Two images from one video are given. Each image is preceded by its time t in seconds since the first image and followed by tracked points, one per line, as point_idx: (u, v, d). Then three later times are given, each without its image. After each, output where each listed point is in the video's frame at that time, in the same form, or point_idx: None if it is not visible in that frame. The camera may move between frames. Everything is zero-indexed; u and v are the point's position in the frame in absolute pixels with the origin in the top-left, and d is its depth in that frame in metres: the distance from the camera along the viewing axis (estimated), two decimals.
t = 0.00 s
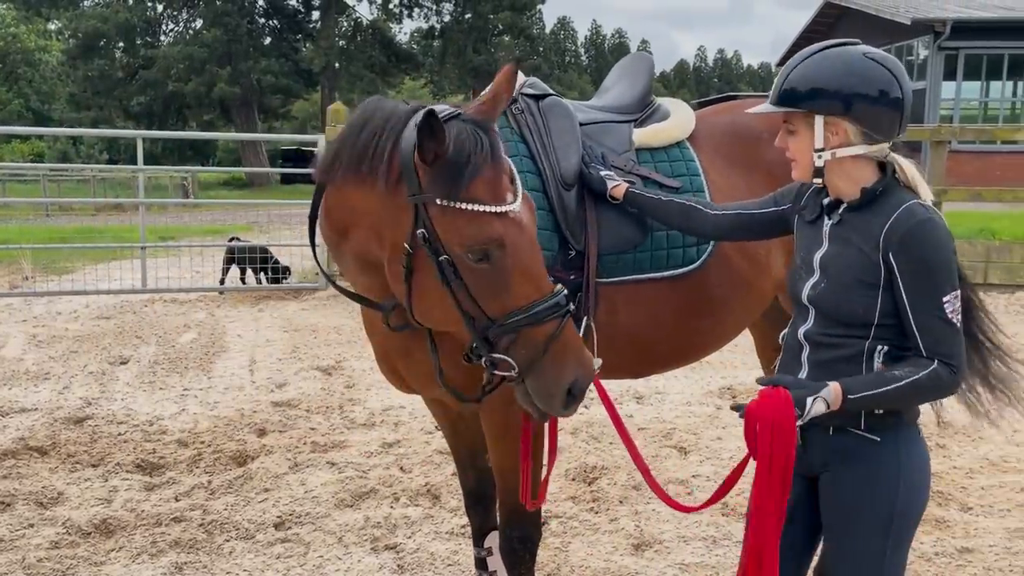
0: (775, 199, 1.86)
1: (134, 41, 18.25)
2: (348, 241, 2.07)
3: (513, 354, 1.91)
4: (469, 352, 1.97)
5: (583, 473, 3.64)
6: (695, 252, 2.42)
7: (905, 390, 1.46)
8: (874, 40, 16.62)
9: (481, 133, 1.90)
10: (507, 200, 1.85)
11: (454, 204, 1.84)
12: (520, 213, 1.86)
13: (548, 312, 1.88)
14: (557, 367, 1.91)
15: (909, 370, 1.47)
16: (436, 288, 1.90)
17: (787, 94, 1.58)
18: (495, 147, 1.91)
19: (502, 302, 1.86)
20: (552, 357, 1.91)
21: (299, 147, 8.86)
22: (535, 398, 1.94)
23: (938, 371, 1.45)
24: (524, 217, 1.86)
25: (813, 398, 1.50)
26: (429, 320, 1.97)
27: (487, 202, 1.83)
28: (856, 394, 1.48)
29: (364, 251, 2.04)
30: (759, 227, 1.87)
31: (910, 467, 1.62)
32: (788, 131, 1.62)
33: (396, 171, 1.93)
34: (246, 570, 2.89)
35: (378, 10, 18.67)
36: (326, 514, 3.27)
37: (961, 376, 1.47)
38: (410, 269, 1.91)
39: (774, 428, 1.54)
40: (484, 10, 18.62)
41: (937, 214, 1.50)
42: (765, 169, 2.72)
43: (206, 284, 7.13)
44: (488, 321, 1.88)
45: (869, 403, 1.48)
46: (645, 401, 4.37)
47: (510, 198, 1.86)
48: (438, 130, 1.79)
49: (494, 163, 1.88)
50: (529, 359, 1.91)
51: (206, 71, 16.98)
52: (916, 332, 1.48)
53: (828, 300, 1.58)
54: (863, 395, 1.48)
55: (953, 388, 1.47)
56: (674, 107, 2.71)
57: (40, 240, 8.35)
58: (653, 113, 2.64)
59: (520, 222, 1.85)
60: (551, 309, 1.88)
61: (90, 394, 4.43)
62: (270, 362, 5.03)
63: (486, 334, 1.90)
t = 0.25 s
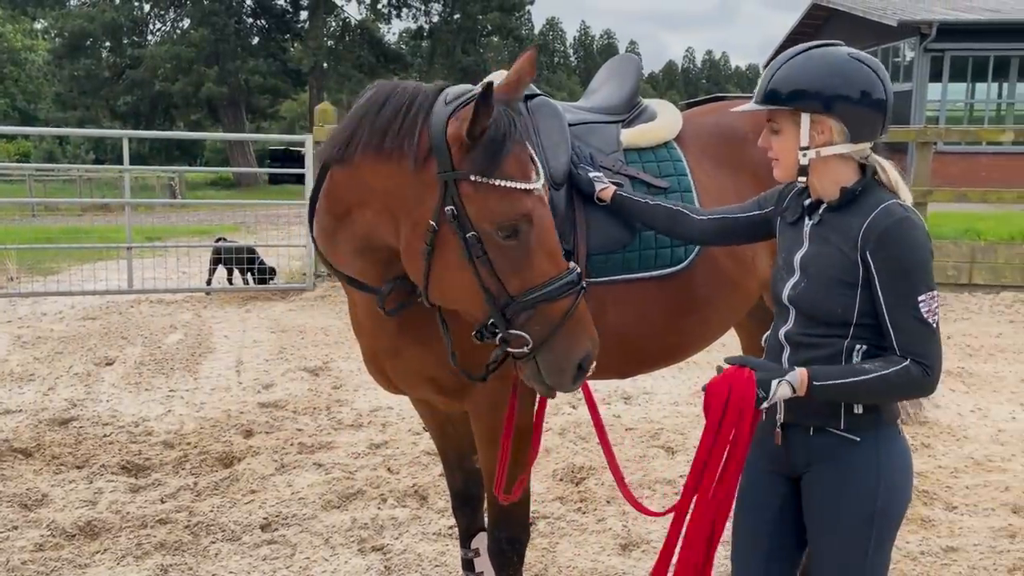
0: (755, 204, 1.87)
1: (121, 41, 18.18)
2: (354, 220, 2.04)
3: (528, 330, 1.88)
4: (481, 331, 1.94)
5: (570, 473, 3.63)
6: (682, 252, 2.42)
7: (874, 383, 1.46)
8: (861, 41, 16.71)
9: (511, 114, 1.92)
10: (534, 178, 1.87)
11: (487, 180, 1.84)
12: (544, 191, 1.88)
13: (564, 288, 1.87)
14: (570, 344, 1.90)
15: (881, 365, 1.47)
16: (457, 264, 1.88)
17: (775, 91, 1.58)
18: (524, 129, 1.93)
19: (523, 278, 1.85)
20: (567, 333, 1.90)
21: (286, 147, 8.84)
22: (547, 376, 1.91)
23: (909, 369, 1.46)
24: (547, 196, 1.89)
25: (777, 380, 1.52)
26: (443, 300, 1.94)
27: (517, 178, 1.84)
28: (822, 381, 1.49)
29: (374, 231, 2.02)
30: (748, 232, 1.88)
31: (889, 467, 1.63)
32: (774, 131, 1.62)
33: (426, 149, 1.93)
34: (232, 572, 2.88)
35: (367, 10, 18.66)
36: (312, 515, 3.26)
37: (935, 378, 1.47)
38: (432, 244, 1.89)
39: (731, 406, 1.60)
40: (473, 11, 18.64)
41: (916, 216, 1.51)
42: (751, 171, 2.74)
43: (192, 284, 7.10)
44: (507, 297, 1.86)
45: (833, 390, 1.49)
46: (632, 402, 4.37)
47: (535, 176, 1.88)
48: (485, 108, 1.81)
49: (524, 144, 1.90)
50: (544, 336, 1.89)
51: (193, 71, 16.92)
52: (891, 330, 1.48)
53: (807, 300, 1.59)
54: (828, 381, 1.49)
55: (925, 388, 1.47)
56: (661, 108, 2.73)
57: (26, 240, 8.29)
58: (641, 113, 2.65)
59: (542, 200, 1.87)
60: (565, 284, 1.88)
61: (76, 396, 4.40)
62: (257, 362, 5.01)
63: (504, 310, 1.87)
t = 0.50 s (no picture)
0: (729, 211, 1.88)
1: (109, 40, 18.10)
2: (357, 211, 2.03)
3: (541, 313, 1.86)
4: (492, 316, 1.90)
5: (559, 474, 3.63)
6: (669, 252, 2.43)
7: (866, 377, 1.47)
8: (849, 42, 16.79)
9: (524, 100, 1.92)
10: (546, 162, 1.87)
11: (506, 164, 1.82)
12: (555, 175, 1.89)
13: (576, 270, 1.87)
14: (581, 326, 1.90)
15: (872, 359, 1.48)
16: (472, 249, 1.84)
17: (802, 83, 1.53)
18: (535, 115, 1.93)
19: (538, 262, 1.84)
20: (578, 314, 1.90)
21: (274, 147, 8.82)
22: (558, 358, 1.91)
23: (901, 361, 1.46)
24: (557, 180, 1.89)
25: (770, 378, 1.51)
26: (455, 286, 1.90)
27: (532, 162, 1.83)
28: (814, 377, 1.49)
29: (378, 220, 2.00)
30: (722, 243, 1.89)
31: (875, 467, 1.63)
32: (786, 122, 1.56)
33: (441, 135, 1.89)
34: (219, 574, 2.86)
35: (356, 10, 18.64)
36: (300, 516, 3.25)
37: (929, 370, 1.48)
38: (448, 230, 1.85)
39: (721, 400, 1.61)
40: (462, 11, 18.65)
41: (897, 213, 1.53)
42: (738, 170, 2.75)
43: (180, 285, 7.07)
44: (521, 280, 1.83)
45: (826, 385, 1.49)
46: (621, 402, 4.37)
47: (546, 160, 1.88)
48: (510, 92, 1.79)
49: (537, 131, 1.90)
50: (555, 318, 1.88)
51: (181, 71, 16.86)
52: (881, 326, 1.49)
53: (790, 300, 1.59)
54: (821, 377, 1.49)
55: (918, 381, 1.48)
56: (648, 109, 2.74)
57: (12, 240, 8.24)
58: (628, 113, 2.66)
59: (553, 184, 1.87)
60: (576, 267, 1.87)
61: (62, 397, 4.38)
62: (245, 363, 4.99)
63: (519, 295, 1.84)
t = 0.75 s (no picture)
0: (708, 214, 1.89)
1: (94, 39, 18.01)
2: (351, 205, 1.99)
3: (542, 302, 1.86)
4: (493, 307, 1.89)
5: (547, 474, 3.63)
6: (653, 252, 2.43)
7: (852, 365, 1.48)
8: (836, 43, 16.88)
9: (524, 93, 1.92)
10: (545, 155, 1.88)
11: (510, 156, 1.82)
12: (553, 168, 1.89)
13: (574, 259, 1.88)
14: (579, 315, 1.91)
15: (859, 349, 1.49)
16: (475, 240, 1.83)
17: (813, 87, 1.54)
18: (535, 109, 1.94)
19: (539, 252, 1.84)
20: (575, 303, 1.91)
21: (261, 147, 8.79)
22: (557, 346, 1.91)
23: (886, 351, 1.47)
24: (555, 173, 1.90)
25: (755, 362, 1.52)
26: (456, 279, 1.88)
27: (533, 153, 1.84)
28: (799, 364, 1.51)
29: (374, 214, 1.97)
30: (701, 247, 1.89)
31: (864, 466, 1.63)
32: (789, 125, 1.57)
33: (445, 127, 1.87)
34: None
35: (344, 10, 18.62)
36: (287, 518, 3.24)
37: (915, 360, 1.48)
38: (451, 222, 1.83)
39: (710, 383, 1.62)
40: (449, 11, 18.65)
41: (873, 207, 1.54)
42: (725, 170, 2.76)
43: (166, 285, 7.04)
44: (523, 271, 1.82)
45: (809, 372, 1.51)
46: (609, 402, 4.37)
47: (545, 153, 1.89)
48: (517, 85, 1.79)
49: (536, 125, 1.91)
50: (555, 308, 1.88)
51: (167, 70, 16.80)
52: (866, 318, 1.50)
53: (773, 299, 1.59)
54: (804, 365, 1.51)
55: (907, 370, 1.48)
56: (633, 109, 2.76)
57: None
58: (614, 114, 2.68)
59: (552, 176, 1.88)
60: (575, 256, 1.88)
61: (46, 398, 4.35)
62: (230, 364, 4.97)
63: (521, 286, 1.83)
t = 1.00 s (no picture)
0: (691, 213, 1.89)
1: (82, 39, 17.95)
2: (338, 203, 1.99)
3: (528, 301, 1.86)
4: (479, 305, 1.89)
5: (536, 474, 3.64)
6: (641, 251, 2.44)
7: (838, 366, 1.50)
8: (825, 43, 16.95)
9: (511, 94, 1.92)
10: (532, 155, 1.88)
11: (498, 155, 1.82)
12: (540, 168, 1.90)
13: (560, 258, 1.88)
14: (565, 314, 1.91)
15: (844, 349, 1.50)
16: (462, 239, 1.83)
17: (798, 98, 1.55)
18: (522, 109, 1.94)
19: (526, 251, 1.84)
20: (561, 302, 1.91)
21: (250, 147, 8.77)
22: (542, 345, 1.91)
23: (871, 353, 1.48)
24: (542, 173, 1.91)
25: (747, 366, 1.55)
26: (443, 278, 1.88)
27: (520, 152, 1.84)
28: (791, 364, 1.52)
29: (361, 213, 1.97)
30: (683, 248, 1.90)
31: (850, 464, 1.64)
32: (772, 133, 1.57)
33: (433, 127, 1.88)
34: None
35: (333, 10, 18.59)
36: (276, 519, 3.23)
37: (899, 358, 1.50)
38: (439, 221, 1.83)
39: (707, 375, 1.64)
40: (439, 10, 18.64)
41: (854, 208, 1.55)
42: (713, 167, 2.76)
43: (155, 286, 7.02)
44: (510, 269, 1.83)
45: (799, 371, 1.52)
46: (598, 402, 4.38)
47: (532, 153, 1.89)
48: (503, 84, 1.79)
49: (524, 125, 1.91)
50: (541, 306, 1.89)
51: (155, 70, 16.75)
52: (850, 318, 1.51)
53: (756, 301, 1.60)
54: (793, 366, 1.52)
55: (890, 369, 1.50)
56: (621, 110, 2.76)
57: None
58: (601, 114, 2.68)
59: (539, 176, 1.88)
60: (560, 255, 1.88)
61: (33, 400, 4.33)
62: (219, 365, 4.96)
63: (508, 284, 1.84)
